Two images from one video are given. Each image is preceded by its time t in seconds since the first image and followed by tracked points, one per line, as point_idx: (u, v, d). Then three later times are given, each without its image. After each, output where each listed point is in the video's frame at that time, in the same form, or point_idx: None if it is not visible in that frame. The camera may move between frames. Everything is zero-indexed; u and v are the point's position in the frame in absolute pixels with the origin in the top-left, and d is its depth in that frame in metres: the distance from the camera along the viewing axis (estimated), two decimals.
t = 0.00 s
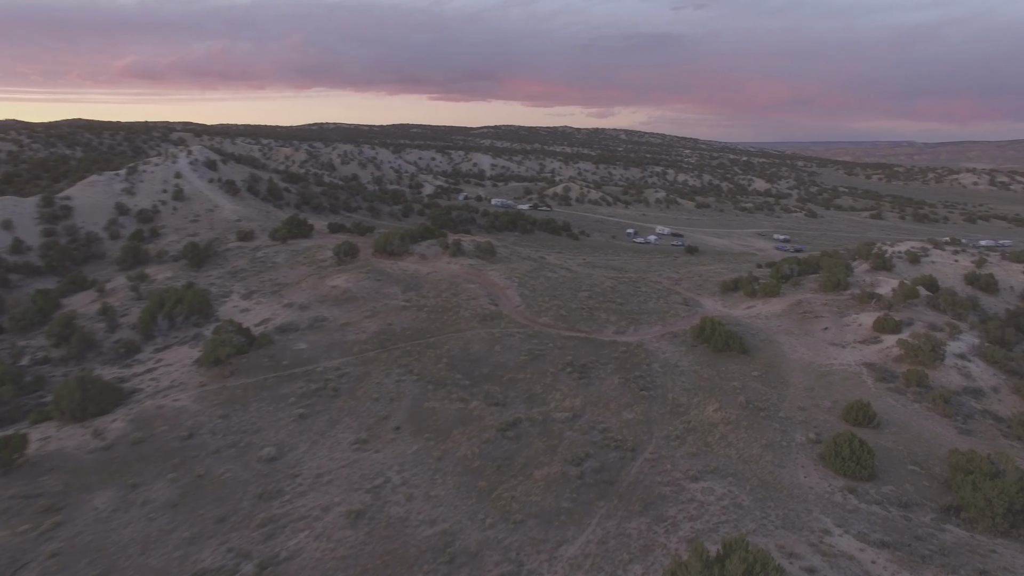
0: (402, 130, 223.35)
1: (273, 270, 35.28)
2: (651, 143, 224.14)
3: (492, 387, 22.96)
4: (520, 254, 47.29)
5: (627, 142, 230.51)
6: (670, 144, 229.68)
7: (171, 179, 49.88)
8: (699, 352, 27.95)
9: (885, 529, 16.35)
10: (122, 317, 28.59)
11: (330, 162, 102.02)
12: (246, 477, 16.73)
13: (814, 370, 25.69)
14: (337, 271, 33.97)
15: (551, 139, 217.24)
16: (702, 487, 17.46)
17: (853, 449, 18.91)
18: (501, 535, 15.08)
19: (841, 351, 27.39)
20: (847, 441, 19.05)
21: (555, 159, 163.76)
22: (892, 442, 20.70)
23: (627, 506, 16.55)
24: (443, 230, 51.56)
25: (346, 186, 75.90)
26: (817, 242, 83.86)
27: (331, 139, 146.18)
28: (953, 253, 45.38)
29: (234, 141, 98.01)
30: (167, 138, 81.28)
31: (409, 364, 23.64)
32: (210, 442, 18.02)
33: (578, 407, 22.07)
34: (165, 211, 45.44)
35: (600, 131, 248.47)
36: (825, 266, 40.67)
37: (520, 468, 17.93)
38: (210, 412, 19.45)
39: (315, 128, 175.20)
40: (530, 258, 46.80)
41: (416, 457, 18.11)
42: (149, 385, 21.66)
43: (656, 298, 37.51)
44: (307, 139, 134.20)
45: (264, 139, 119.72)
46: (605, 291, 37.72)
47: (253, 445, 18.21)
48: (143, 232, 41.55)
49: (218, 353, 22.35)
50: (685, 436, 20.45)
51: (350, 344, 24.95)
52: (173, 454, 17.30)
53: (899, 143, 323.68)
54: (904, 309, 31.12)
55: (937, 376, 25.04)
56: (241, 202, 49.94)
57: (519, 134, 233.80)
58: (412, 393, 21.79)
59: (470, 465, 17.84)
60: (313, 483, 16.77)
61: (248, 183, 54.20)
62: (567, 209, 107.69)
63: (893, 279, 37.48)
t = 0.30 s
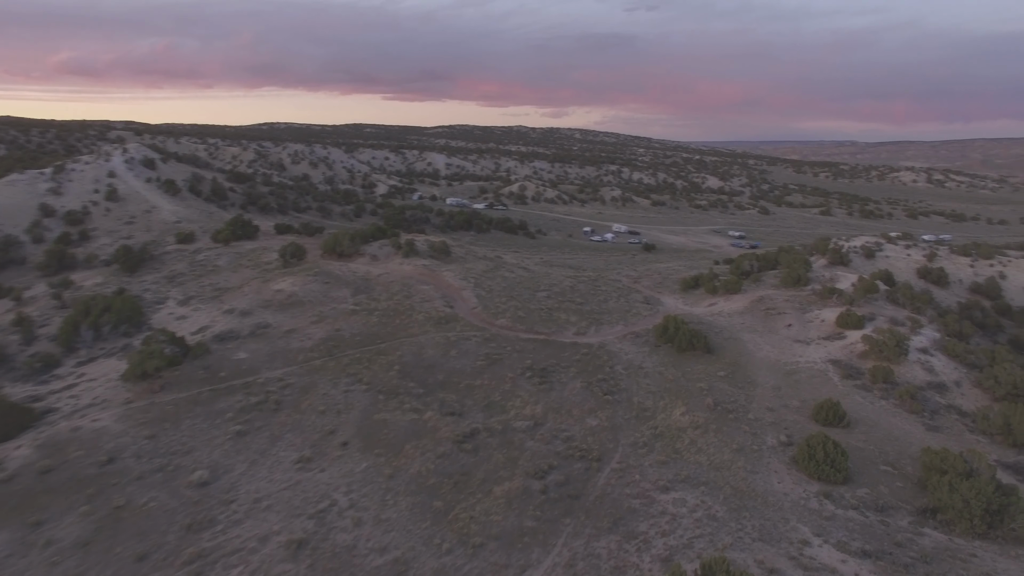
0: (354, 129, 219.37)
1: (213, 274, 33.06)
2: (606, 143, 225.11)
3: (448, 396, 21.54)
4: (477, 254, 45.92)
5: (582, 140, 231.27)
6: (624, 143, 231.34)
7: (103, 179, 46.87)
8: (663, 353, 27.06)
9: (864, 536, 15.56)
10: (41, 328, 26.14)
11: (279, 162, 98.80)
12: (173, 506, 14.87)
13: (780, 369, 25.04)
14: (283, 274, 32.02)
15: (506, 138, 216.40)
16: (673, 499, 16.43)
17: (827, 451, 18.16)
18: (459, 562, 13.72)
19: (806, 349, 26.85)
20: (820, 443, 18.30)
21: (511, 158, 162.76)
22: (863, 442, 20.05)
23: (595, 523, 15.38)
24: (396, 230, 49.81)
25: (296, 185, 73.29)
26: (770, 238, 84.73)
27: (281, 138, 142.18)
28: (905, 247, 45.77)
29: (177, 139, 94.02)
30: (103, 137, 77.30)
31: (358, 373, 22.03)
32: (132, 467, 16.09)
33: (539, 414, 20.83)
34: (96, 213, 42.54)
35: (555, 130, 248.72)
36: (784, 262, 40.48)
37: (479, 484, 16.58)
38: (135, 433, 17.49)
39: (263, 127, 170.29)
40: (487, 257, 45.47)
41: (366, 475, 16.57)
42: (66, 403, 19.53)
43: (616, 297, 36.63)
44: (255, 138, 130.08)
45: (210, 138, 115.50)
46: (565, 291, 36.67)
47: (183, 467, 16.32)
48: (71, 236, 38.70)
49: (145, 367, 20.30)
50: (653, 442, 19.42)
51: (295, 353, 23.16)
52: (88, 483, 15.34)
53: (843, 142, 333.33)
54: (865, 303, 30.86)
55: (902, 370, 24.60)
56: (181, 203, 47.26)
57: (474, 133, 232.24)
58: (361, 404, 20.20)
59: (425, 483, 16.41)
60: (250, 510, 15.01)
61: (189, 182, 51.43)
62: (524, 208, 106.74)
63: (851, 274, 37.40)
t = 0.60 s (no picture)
0: (297, 129, 213.77)
1: (138, 280, 30.47)
2: (554, 143, 225.54)
3: (396, 408, 19.94)
4: (426, 254, 44.24)
5: (530, 140, 231.12)
6: (572, 142, 232.14)
7: (17, 179, 43.24)
8: (622, 354, 26.06)
9: (841, 545, 14.73)
10: None
11: (217, 162, 94.73)
12: (76, 550, 12.85)
13: (742, 368, 24.35)
14: (216, 279, 29.74)
15: (454, 138, 214.41)
16: (640, 514, 15.32)
17: (797, 455, 17.34)
18: None
19: (766, 346, 26.33)
20: (790, 447, 17.45)
21: (459, 158, 161.00)
22: (831, 442, 19.38)
23: (559, 544, 14.11)
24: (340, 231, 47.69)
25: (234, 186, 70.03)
26: (717, 234, 85.50)
27: (219, 138, 136.96)
28: (853, 242, 46.18)
29: (105, 138, 89.06)
30: (22, 135, 72.31)
31: (297, 385, 20.20)
32: (30, 506, 13.96)
33: (495, 425, 19.45)
34: (8, 216, 39.09)
35: (503, 129, 247.92)
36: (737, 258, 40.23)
37: (431, 507, 15.10)
38: (35, 465, 15.29)
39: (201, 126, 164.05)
40: (436, 258, 43.85)
41: (305, 501, 14.85)
42: None
43: (571, 297, 35.57)
44: (192, 138, 124.85)
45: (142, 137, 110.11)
46: (518, 291, 35.43)
47: (91, 502, 14.25)
48: None
49: (50, 387, 18.00)
50: (616, 451, 18.30)
51: (226, 364, 21.12)
52: None
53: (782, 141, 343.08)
54: (821, 298, 30.57)
55: (862, 366, 24.19)
56: (105, 204, 44.03)
57: (421, 133, 229.39)
58: (300, 420, 18.40)
59: (371, 507, 14.83)
60: (169, 549, 13.09)
61: (115, 182, 48.09)
62: (473, 207, 105.26)
63: (804, 269, 37.31)
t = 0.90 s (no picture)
0: (238, 129, 206.94)
1: (53, 288, 27.73)
2: (502, 142, 224.54)
3: (342, 424, 18.23)
4: (373, 256, 42.32)
5: (478, 139, 229.46)
6: (520, 141, 231.62)
7: None
8: (581, 357, 24.90)
9: (825, 557, 13.79)
10: None
11: (150, 161, 90.08)
12: None
13: (707, 370, 23.55)
14: (142, 285, 27.29)
15: (401, 138, 211.11)
16: (612, 533, 14.10)
17: (772, 461, 16.40)
18: None
19: (729, 345, 25.71)
20: (765, 453, 16.53)
21: (406, 157, 158.29)
22: (803, 444, 18.60)
23: (526, 573, 12.77)
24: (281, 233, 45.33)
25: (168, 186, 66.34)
26: (667, 232, 85.68)
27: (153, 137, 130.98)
28: (804, 237, 46.27)
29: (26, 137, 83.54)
30: None
31: (231, 401, 18.25)
32: None
33: (451, 440, 17.98)
34: None
35: (451, 129, 245.62)
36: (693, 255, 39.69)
37: (382, 536, 13.54)
38: None
39: (134, 124, 156.96)
40: (384, 259, 41.99)
41: (237, 537, 13.06)
42: None
43: (525, 297, 34.29)
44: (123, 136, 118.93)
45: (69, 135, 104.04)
46: (471, 293, 33.98)
47: None
48: None
49: None
50: (582, 463, 17.06)
51: (150, 380, 18.98)
52: None
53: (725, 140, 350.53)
54: (780, 294, 30.10)
55: (827, 363, 23.65)
56: (20, 206, 40.55)
57: (368, 133, 225.21)
58: (233, 440, 16.50)
59: (314, 540, 13.17)
60: None
61: (32, 182, 44.47)
62: (422, 207, 103.12)
63: (760, 264, 36.99)
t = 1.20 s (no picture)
0: (187, 128, 200.35)
1: None
2: (461, 142, 222.54)
3: (294, 444, 16.50)
4: (329, 258, 40.33)
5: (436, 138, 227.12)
6: (479, 141, 229.90)
7: None
8: (552, 361, 23.59)
9: None
10: None
11: (91, 160, 85.77)
12: None
13: (683, 373, 22.53)
14: (72, 293, 24.91)
15: (357, 138, 207.42)
16: (597, 560, 12.78)
17: (764, 472, 15.32)
18: None
19: (705, 345, 24.82)
20: (756, 464, 15.45)
21: (364, 157, 155.28)
22: (790, 450, 17.61)
23: None
24: (231, 234, 42.95)
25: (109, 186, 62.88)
26: (629, 230, 85.15)
27: (96, 136, 125.38)
28: (769, 234, 45.91)
29: None
30: None
31: (168, 420, 16.32)
32: None
33: (416, 458, 16.44)
34: None
35: (409, 128, 242.53)
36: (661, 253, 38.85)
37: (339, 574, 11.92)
38: None
39: (76, 123, 150.24)
40: (341, 261, 40.04)
41: None
42: None
43: (491, 299, 32.87)
44: (64, 135, 113.41)
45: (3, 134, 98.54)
46: (434, 295, 32.42)
47: None
48: None
49: None
50: (560, 480, 15.72)
51: (74, 400, 16.90)
52: None
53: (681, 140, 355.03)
54: (753, 292, 29.33)
55: (806, 363, 22.84)
56: None
57: (323, 133, 220.70)
58: (169, 464, 14.62)
59: None
60: None
61: None
62: (380, 207, 100.77)
63: (728, 262, 36.32)
